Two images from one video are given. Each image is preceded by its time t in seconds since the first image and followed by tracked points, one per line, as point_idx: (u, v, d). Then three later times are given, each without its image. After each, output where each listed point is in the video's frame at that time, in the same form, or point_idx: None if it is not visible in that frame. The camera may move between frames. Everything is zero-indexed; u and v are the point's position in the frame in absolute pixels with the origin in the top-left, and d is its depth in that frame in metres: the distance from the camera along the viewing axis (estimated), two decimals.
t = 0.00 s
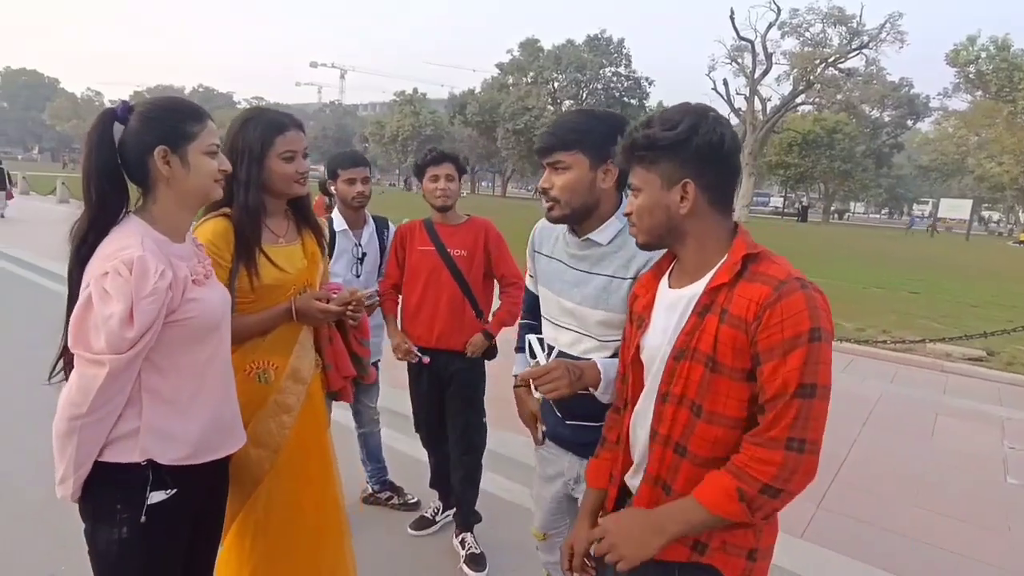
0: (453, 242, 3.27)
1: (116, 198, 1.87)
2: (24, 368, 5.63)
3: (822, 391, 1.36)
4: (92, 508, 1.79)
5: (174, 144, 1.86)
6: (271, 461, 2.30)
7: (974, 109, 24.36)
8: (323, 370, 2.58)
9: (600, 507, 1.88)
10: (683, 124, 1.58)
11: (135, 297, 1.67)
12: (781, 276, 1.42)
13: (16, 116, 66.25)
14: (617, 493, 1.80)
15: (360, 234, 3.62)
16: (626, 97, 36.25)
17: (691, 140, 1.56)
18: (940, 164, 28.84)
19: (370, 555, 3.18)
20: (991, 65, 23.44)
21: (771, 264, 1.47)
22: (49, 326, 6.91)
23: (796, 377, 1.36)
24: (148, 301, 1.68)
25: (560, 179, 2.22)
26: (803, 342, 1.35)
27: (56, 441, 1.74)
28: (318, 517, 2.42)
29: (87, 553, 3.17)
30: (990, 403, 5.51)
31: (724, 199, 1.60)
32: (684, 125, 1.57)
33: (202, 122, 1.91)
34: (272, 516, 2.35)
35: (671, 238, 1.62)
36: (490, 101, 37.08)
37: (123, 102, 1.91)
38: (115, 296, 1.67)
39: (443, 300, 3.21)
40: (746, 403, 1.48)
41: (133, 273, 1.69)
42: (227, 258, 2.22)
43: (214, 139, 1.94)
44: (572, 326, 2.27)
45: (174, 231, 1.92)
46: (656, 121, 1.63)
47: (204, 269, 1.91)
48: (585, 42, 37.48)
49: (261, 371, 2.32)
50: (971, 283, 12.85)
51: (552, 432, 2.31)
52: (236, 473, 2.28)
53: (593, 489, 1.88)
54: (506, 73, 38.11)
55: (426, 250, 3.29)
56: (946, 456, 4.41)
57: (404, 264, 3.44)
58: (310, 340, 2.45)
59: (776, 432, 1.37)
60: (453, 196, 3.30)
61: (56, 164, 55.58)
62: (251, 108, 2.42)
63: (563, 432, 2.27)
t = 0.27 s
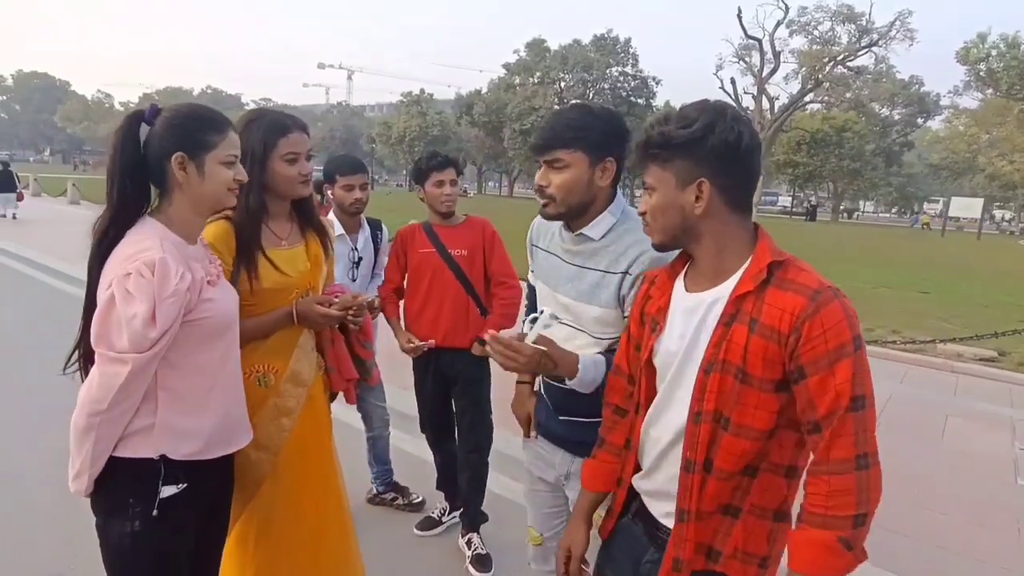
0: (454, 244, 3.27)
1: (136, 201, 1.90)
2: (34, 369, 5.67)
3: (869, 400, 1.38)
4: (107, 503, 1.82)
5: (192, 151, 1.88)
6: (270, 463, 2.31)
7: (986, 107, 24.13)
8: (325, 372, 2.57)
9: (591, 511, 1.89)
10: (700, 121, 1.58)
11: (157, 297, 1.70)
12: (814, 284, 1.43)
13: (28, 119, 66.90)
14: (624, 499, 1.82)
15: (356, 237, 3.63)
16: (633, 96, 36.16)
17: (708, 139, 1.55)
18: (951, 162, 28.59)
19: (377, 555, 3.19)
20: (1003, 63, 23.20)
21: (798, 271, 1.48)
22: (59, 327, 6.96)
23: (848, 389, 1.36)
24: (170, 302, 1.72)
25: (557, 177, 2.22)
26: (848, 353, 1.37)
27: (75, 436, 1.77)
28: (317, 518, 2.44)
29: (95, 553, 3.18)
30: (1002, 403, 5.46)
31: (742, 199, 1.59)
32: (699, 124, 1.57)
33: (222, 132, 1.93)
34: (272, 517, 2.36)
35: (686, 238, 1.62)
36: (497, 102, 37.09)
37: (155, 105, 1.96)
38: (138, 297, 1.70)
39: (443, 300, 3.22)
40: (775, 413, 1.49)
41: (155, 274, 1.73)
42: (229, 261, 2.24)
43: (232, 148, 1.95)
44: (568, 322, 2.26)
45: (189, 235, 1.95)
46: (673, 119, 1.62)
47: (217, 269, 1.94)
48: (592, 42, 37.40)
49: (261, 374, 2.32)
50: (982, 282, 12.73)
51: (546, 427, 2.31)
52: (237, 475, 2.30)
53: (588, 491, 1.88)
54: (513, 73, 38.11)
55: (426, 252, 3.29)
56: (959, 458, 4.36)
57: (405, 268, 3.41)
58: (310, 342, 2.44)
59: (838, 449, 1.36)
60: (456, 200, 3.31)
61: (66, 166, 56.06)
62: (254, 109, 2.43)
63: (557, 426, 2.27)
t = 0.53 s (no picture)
0: (458, 244, 3.29)
1: (143, 203, 1.92)
2: (41, 371, 5.71)
3: (852, 411, 1.37)
4: (112, 507, 1.85)
5: (199, 157, 1.90)
6: (269, 464, 2.35)
7: (992, 105, 23.99)
8: (325, 374, 2.58)
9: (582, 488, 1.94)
10: (687, 123, 1.57)
11: (166, 298, 1.72)
12: (798, 295, 1.40)
13: (36, 121, 67.35)
14: (616, 483, 1.83)
15: (359, 239, 3.64)
16: (637, 96, 36.12)
17: (693, 141, 1.54)
18: (957, 161, 28.44)
19: (381, 555, 3.20)
20: (1009, 60, 23.06)
21: (783, 280, 1.45)
22: (65, 328, 7.00)
23: (831, 402, 1.36)
24: (179, 303, 1.74)
25: (560, 175, 2.20)
26: (831, 366, 1.36)
27: (79, 433, 1.78)
28: (316, 519, 2.44)
29: (102, 554, 3.21)
30: (1008, 403, 5.44)
31: (731, 202, 1.57)
32: (687, 125, 1.56)
33: (230, 140, 1.96)
34: (271, 516, 2.37)
35: (674, 239, 1.63)
36: (500, 102, 37.10)
37: (167, 108, 1.99)
38: (147, 299, 1.71)
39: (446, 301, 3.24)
40: (760, 422, 1.48)
41: (164, 276, 1.74)
42: (230, 264, 2.26)
43: (237, 155, 1.98)
44: (542, 315, 2.28)
45: (192, 238, 1.96)
46: (661, 119, 1.62)
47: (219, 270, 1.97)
48: (595, 41, 37.35)
49: (259, 376, 2.34)
50: (988, 281, 12.66)
51: (531, 423, 2.31)
52: (237, 473, 2.35)
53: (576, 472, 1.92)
54: (516, 73, 38.12)
55: (429, 254, 3.30)
56: (964, 458, 4.35)
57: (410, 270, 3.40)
58: (310, 343, 2.46)
59: (821, 464, 1.36)
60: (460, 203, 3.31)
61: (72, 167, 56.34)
62: (260, 111, 2.43)
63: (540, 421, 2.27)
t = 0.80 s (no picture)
0: (464, 243, 3.28)
1: (121, 201, 1.93)
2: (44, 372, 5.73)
3: (786, 403, 1.37)
4: (72, 513, 1.84)
5: (179, 156, 1.92)
6: (269, 464, 2.36)
7: (992, 104, 23.96)
8: (326, 373, 2.58)
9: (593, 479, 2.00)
10: (653, 120, 1.57)
11: (155, 299, 1.72)
12: (747, 289, 1.41)
13: (37, 123, 67.47)
14: (603, 473, 1.87)
15: (361, 239, 3.65)
16: (637, 96, 36.14)
17: (657, 138, 1.55)
18: (957, 160, 28.42)
19: (382, 554, 3.21)
20: (1010, 59, 23.05)
21: (738, 274, 1.46)
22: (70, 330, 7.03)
23: (761, 392, 1.36)
24: (166, 305, 1.74)
25: (548, 168, 2.23)
26: (767, 358, 1.35)
27: (53, 434, 1.76)
28: (319, 514, 2.45)
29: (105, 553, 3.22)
30: (1008, 402, 5.44)
31: (695, 198, 1.57)
32: (653, 122, 1.56)
33: (211, 139, 1.98)
34: (272, 517, 2.37)
35: (642, 235, 1.64)
36: (500, 102, 37.15)
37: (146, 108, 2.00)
38: (135, 299, 1.70)
39: (452, 300, 3.23)
40: (714, 411, 1.49)
41: (152, 277, 1.74)
42: (230, 264, 2.26)
43: (219, 154, 2.00)
44: (529, 307, 2.26)
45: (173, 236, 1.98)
46: (628, 118, 1.63)
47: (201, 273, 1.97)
48: (596, 42, 37.37)
49: (260, 376, 2.36)
50: (990, 280, 12.66)
51: (521, 419, 2.31)
52: (236, 474, 2.35)
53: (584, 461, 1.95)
54: (517, 73, 38.17)
55: (437, 253, 3.30)
56: (963, 457, 4.34)
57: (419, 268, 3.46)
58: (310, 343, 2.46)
59: (750, 446, 1.38)
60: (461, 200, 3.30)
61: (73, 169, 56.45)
62: (261, 110, 2.43)
63: (529, 415, 2.27)
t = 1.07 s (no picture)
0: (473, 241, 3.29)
1: (103, 200, 1.96)
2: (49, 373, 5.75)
3: (769, 411, 1.37)
4: (38, 511, 1.86)
5: (163, 158, 1.95)
6: (276, 463, 2.35)
7: (995, 103, 23.88)
8: (330, 372, 2.59)
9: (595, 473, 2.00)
10: (664, 120, 1.57)
11: (88, 297, 1.72)
12: (745, 294, 1.40)
13: (40, 124, 67.63)
14: (606, 464, 1.87)
15: (365, 239, 3.66)
16: (640, 96, 36.12)
17: (669, 138, 1.55)
18: (960, 159, 28.33)
19: (384, 553, 3.22)
20: (1013, 58, 22.96)
21: (741, 278, 1.44)
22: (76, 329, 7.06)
23: (743, 396, 1.36)
24: (103, 303, 1.73)
25: (548, 171, 2.24)
26: (754, 364, 1.36)
27: None
28: (326, 507, 2.47)
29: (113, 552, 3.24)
30: (1011, 401, 5.42)
31: (706, 200, 1.58)
32: (665, 122, 1.56)
33: (197, 142, 2.01)
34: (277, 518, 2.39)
35: (651, 235, 1.64)
36: (502, 103, 37.21)
37: (134, 107, 2.03)
38: (68, 296, 1.72)
39: (457, 298, 3.25)
40: (703, 412, 1.49)
41: (89, 274, 1.75)
42: (232, 266, 2.26)
43: (204, 157, 2.03)
44: (530, 306, 2.27)
45: (149, 237, 2.00)
46: (642, 116, 1.63)
47: (169, 277, 1.99)
48: (598, 42, 37.36)
49: (266, 376, 2.38)
50: (995, 280, 12.62)
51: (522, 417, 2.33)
52: (244, 474, 2.34)
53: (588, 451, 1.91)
54: (519, 73, 38.19)
55: (443, 251, 3.32)
56: (966, 457, 4.33)
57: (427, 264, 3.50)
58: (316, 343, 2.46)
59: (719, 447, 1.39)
60: (469, 199, 3.31)
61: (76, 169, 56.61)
62: (261, 111, 2.43)
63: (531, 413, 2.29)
